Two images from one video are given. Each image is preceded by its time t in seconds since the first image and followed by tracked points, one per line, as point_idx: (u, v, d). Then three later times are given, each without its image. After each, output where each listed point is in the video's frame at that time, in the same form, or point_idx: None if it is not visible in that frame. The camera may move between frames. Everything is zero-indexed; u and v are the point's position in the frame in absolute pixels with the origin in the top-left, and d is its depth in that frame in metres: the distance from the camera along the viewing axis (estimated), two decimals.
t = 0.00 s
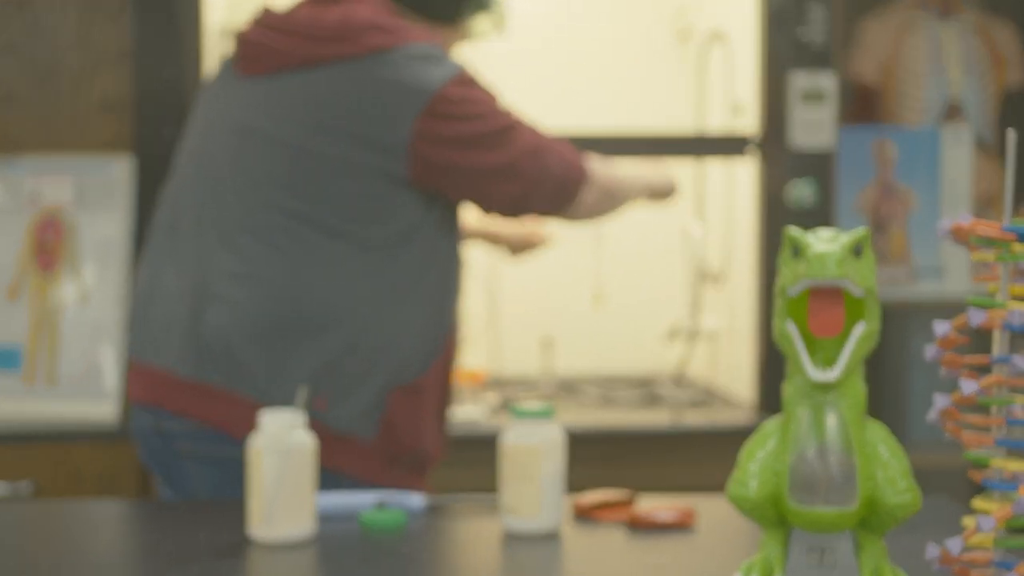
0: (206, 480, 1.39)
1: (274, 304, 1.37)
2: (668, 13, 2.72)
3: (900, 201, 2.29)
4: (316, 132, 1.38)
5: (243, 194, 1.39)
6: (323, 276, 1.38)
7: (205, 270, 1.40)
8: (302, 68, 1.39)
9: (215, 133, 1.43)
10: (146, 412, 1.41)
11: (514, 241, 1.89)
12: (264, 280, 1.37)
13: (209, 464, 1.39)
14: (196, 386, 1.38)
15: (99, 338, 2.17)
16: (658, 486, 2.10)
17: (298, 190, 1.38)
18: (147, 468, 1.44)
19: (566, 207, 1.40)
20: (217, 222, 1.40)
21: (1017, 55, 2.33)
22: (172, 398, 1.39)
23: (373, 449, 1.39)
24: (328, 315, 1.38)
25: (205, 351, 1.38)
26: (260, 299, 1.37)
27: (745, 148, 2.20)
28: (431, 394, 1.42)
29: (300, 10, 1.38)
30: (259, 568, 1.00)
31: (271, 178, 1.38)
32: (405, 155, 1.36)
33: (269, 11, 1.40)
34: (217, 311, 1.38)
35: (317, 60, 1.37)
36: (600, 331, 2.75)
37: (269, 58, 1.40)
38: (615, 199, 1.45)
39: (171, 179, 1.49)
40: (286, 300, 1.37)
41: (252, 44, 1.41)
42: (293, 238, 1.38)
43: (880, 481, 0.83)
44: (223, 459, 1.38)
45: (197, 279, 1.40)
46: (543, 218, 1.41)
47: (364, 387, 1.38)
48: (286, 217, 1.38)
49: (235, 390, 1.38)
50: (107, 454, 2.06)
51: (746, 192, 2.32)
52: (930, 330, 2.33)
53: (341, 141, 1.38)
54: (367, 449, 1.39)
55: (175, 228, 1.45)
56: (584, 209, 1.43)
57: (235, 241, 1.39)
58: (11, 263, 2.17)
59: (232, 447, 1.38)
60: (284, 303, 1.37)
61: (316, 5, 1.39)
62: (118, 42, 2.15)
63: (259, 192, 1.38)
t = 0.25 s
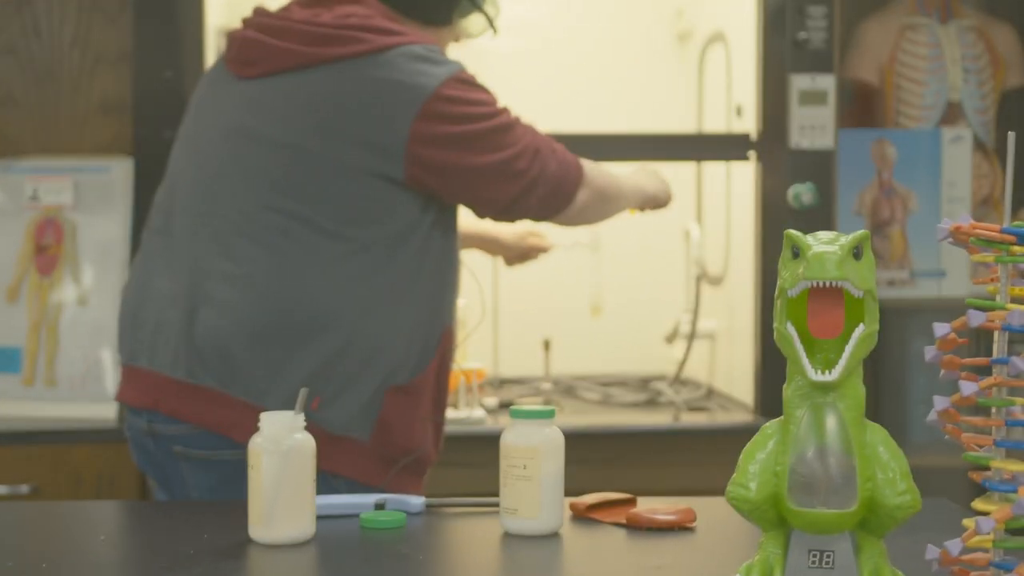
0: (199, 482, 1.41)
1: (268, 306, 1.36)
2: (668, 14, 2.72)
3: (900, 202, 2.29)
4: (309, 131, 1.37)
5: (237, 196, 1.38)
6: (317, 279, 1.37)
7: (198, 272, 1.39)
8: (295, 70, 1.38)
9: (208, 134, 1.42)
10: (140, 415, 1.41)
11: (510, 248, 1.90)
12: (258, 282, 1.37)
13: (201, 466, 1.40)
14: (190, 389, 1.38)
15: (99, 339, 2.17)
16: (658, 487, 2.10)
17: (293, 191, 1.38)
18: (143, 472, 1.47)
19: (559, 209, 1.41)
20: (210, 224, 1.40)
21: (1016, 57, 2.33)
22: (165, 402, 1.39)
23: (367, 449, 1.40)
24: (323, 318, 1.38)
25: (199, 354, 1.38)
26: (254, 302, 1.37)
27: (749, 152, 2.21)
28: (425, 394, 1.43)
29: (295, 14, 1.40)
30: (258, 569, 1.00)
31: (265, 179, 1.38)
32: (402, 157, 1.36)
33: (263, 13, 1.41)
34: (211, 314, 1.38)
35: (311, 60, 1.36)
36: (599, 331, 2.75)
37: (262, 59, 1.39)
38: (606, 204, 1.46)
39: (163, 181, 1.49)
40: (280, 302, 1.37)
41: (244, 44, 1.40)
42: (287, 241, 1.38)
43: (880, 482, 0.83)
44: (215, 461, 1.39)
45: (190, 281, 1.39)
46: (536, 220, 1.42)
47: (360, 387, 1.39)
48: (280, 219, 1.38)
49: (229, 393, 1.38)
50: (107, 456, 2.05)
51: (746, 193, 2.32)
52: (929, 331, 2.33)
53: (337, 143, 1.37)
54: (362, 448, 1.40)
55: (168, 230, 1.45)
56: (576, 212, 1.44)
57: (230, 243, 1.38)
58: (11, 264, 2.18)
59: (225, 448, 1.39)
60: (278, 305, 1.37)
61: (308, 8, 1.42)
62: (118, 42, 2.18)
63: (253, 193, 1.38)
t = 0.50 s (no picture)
0: (196, 481, 1.42)
1: (265, 307, 1.36)
2: (668, 15, 2.73)
3: (900, 202, 2.29)
4: (307, 132, 1.37)
5: (234, 197, 1.39)
6: (314, 279, 1.37)
7: (196, 273, 1.39)
8: (292, 70, 1.38)
9: (205, 136, 1.43)
10: (138, 416, 1.41)
11: (507, 250, 1.89)
12: (255, 283, 1.37)
13: (199, 466, 1.41)
14: (187, 390, 1.38)
15: (100, 340, 2.16)
16: (658, 488, 2.10)
17: (290, 192, 1.38)
18: (138, 471, 1.49)
19: (555, 210, 1.42)
20: (207, 225, 1.40)
21: (1016, 57, 2.34)
22: (162, 402, 1.39)
23: (364, 448, 1.41)
24: (319, 318, 1.37)
25: (197, 355, 1.38)
26: (250, 303, 1.36)
27: (750, 153, 2.22)
28: (422, 395, 1.44)
29: (290, 15, 1.41)
30: (258, 569, 1.00)
31: (262, 180, 1.38)
32: (400, 158, 1.36)
33: (259, 12, 1.41)
34: (208, 314, 1.38)
35: (309, 60, 1.36)
36: (599, 333, 2.76)
37: (260, 60, 1.39)
38: (604, 204, 1.48)
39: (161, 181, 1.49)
40: (277, 303, 1.36)
41: (241, 44, 1.40)
42: (284, 242, 1.38)
43: (880, 483, 0.83)
44: (213, 461, 1.39)
45: (188, 282, 1.40)
46: (533, 222, 1.42)
47: (357, 388, 1.39)
48: (278, 219, 1.38)
49: (227, 393, 1.38)
50: (107, 457, 2.05)
51: (745, 194, 2.32)
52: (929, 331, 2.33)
53: (336, 143, 1.37)
54: (358, 448, 1.41)
55: (165, 231, 1.45)
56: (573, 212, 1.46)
57: (226, 243, 1.38)
58: (11, 264, 2.19)
59: (224, 448, 1.39)
60: (275, 306, 1.36)
61: (303, 9, 1.43)
62: (118, 42, 2.18)
63: (250, 194, 1.38)
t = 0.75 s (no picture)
0: (196, 480, 1.41)
1: (252, 307, 1.35)
2: (668, 15, 2.74)
3: (899, 202, 2.29)
4: (286, 130, 1.36)
5: (219, 199, 1.38)
6: (302, 280, 1.36)
7: (184, 275, 1.38)
8: (264, 68, 1.39)
9: (190, 140, 1.43)
10: (138, 418, 1.41)
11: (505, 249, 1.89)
12: (241, 283, 1.35)
13: (198, 466, 1.39)
14: (180, 391, 1.37)
15: (100, 341, 2.17)
16: (659, 488, 2.10)
17: (276, 192, 1.37)
18: (139, 471, 1.48)
19: (507, 244, 1.33)
20: (196, 228, 1.39)
21: (1016, 58, 2.34)
22: (158, 404, 1.38)
23: (359, 454, 1.41)
24: (307, 319, 1.36)
25: (187, 356, 1.37)
26: (237, 304, 1.35)
27: (750, 154, 2.21)
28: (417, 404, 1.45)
29: (269, 13, 1.41)
30: (259, 570, 1.00)
31: (250, 181, 1.37)
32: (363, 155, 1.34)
33: (244, 10, 1.44)
34: (196, 316, 1.36)
35: (277, 58, 1.37)
36: (599, 334, 2.76)
37: (233, 59, 1.41)
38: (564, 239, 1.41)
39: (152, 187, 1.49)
40: (263, 304, 1.35)
41: (217, 45, 1.43)
42: (272, 242, 1.36)
43: (879, 484, 0.83)
44: (211, 460, 1.38)
45: (176, 284, 1.39)
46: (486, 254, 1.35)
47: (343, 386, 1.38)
48: (264, 220, 1.37)
49: (219, 394, 1.36)
50: (107, 458, 2.05)
51: (745, 194, 2.33)
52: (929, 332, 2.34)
53: (311, 141, 1.35)
54: (354, 453, 1.40)
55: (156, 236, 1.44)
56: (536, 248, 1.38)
57: (213, 245, 1.37)
58: (11, 264, 2.19)
59: (220, 449, 1.37)
60: (261, 307, 1.35)
61: (282, 7, 1.43)
62: (118, 43, 2.18)
63: (236, 196, 1.37)
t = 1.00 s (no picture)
0: (192, 481, 1.37)
1: (213, 310, 1.33)
2: (668, 15, 2.74)
3: (900, 202, 2.28)
4: (237, 133, 1.34)
5: (186, 205, 1.36)
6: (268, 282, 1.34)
7: (150, 283, 1.37)
8: (212, 72, 1.39)
9: (158, 151, 1.42)
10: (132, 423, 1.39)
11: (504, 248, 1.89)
12: (201, 287, 1.33)
13: (190, 468, 1.36)
14: (161, 397, 1.34)
15: (101, 341, 2.17)
16: (659, 488, 2.10)
17: (236, 195, 1.35)
18: (147, 474, 1.47)
19: (400, 272, 1.29)
20: (161, 236, 1.38)
21: (1016, 58, 2.34)
22: (145, 410, 1.36)
23: (331, 456, 1.38)
24: (272, 321, 1.34)
25: (159, 363, 1.35)
26: (204, 309, 1.33)
27: (750, 154, 2.21)
28: (390, 404, 1.42)
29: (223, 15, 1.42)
30: (260, 570, 1.00)
31: (210, 187, 1.35)
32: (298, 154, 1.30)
33: (203, 16, 1.44)
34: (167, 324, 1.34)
35: (222, 61, 1.38)
36: (598, 334, 2.75)
37: (187, 64, 1.42)
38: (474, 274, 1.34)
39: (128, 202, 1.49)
40: (229, 308, 1.33)
41: (175, 53, 1.44)
42: (239, 245, 1.34)
43: (879, 483, 0.83)
44: (200, 463, 1.35)
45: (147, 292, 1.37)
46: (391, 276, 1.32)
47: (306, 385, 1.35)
48: (224, 223, 1.35)
49: (195, 399, 1.34)
50: (108, 458, 2.05)
51: (745, 194, 2.32)
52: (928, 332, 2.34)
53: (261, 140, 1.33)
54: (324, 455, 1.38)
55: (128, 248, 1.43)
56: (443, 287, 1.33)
57: (179, 251, 1.35)
58: (11, 264, 2.19)
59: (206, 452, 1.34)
60: (227, 312, 1.33)
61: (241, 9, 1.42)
62: (118, 43, 2.19)
63: (195, 203, 1.36)
